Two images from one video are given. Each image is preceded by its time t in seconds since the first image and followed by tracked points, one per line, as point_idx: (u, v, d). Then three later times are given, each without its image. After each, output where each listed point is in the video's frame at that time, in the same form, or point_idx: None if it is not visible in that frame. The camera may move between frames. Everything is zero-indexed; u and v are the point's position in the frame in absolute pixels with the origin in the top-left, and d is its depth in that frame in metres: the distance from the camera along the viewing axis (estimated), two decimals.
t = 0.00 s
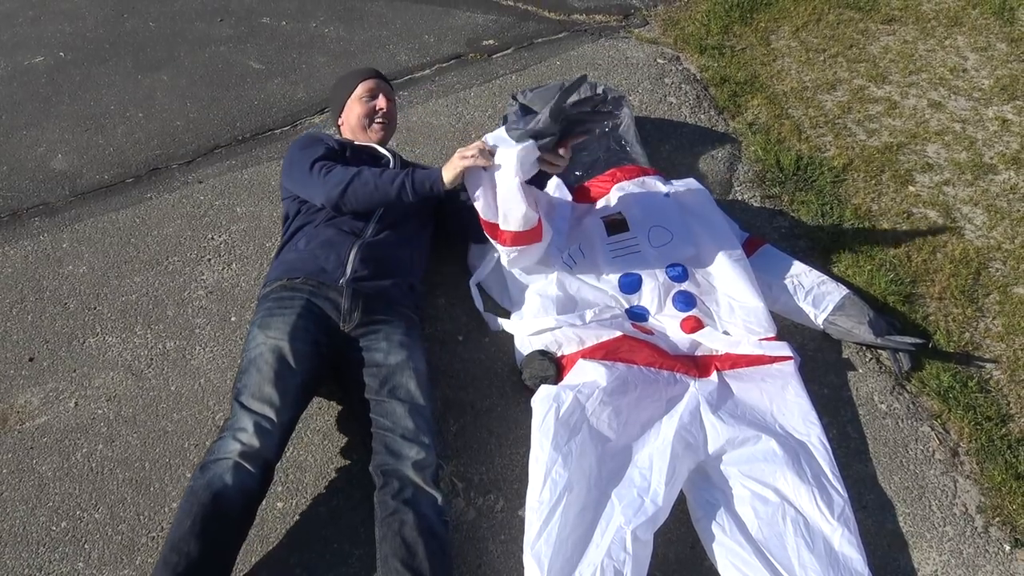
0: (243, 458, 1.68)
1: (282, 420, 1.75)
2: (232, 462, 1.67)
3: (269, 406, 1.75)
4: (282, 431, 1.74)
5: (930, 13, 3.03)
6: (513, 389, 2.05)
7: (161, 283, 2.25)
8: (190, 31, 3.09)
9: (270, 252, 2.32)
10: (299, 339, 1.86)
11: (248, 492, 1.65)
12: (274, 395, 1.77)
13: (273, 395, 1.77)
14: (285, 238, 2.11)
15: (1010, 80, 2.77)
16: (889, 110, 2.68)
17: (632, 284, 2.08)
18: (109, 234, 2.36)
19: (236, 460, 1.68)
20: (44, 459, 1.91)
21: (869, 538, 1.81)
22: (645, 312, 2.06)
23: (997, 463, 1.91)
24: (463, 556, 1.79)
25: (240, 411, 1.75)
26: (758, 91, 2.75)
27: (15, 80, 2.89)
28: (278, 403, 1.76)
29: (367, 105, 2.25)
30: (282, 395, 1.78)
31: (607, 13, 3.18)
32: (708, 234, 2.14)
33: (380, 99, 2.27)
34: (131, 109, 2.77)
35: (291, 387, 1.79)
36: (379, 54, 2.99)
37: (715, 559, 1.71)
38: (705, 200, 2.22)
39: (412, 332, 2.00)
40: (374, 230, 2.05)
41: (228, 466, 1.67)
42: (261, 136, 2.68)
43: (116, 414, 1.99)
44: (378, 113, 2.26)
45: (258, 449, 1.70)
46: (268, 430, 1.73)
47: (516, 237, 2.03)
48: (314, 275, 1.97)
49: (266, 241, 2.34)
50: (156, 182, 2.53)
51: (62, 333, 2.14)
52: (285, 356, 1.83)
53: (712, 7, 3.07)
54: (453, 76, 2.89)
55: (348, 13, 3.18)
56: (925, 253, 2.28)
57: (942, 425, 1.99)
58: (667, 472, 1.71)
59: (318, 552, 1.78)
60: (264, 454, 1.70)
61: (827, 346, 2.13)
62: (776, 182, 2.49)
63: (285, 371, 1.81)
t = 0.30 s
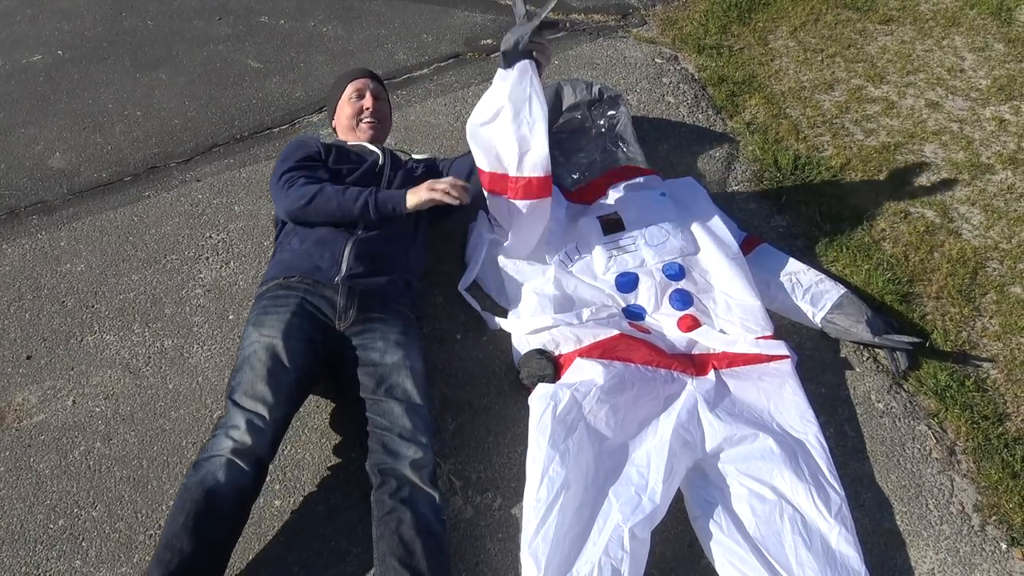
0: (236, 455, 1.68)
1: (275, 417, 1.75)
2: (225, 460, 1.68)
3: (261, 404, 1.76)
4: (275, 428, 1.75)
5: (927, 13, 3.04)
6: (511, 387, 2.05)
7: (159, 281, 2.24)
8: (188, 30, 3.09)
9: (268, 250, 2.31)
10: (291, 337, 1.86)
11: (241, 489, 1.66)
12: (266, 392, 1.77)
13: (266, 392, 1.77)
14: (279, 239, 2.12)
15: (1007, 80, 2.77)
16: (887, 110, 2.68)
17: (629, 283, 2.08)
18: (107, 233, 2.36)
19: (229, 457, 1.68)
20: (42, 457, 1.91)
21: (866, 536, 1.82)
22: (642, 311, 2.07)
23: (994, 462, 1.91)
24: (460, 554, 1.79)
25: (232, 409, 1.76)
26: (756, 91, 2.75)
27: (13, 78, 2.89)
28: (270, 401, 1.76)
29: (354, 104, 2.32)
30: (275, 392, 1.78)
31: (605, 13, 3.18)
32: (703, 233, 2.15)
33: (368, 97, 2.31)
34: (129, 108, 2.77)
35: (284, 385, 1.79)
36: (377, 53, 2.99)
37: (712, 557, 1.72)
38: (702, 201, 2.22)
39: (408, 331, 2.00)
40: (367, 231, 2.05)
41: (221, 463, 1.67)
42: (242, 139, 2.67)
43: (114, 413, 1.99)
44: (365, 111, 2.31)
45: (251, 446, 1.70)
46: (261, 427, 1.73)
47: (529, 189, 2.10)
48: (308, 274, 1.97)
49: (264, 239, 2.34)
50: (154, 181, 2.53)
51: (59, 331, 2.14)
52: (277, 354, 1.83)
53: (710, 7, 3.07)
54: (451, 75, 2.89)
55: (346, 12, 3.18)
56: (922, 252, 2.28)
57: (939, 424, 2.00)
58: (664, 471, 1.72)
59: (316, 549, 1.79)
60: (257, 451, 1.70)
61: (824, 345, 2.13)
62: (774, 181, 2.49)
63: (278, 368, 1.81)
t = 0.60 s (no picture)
0: (221, 454, 1.70)
1: (259, 416, 1.77)
2: (211, 460, 1.69)
3: (245, 403, 1.77)
4: (260, 427, 1.76)
5: (924, 12, 3.04)
6: (508, 387, 2.06)
7: (157, 281, 2.25)
8: (185, 31, 3.09)
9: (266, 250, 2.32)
10: (273, 336, 1.88)
11: (228, 487, 1.67)
12: (250, 392, 1.79)
13: (250, 392, 1.79)
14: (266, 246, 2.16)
15: (1003, 79, 2.78)
16: (883, 109, 2.69)
17: (626, 283, 2.09)
18: (105, 233, 2.36)
19: (214, 457, 1.70)
20: (41, 457, 1.91)
21: (863, 534, 1.83)
22: (639, 309, 2.07)
23: (991, 459, 1.92)
24: (459, 553, 1.80)
25: (217, 410, 1.78)
26: (752, 91, 2.76)
27: (11, 79, 2.89)
28: (254, 399, 1.78)
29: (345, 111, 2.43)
30: (259, 391, 1.79)
31: (602, 13, 3.19)
32: (699, 233, 2.16)
33: (359, 104, 2.43)
34: (127, 109, 2.77)
35: (268, 384, 1.81)
36: (374, 54, 2.99)
37: (710, 554, 1.73)
38: (697, 200, 2.23)
39: (393, 329, 1.99)
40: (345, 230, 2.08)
41: (206, 463, 1.69)
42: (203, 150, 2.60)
43: (113, 413, 1.99)
44: (354, 116, 2.41)
45: (236, 445, 1.71)
46: (245, 426, 1.74)
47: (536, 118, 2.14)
48: (288, 277, 2.01)
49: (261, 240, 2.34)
50: (152, 182, 2.53)
51: (58, 332, 2.14)
52: (260, 354, 1.85)
53: (707, 7, 3.08)
54: (448, 76, 2.89)
55: (343, 12, 3.18)
56: (918, 251, 2.29)
57: (936, 422, 2.00)
58: (660, 470, 1.72)
59: (315, 548, 1.79)
60: (242, 450, 1.71)
61: (821, 343, 2.14)
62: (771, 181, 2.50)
63: (260, 368, 1.82)
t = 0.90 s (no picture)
0: (215, 453, 1.70)
1: (253, 415, 1.77)
2: (204, 459, 1.69)
3: (239, 402, 1.78)
4: (254, 426, 1.76)
5: (921, 12, 3.05)
6: (507, 386, 2.06)
7: (156, 282, 2.25)
8: (184, 32, 3.09)
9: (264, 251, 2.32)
10: (267, 336, 1.89)
11: (222, 486, 1.67)
12: (244, 391, 1.79)
13: (244, 391, 1.79)
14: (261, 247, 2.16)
15: (999, 80, 2.79)
16: (881, 109, 2.69)
17: (623, 279, 2.09)
18: (103, 234, 2.37)
19: (208, 455, 1.70)
20: (39, 458, 1.91)
21: (860, 533, 1.83)
22: (635, 304, 2.06)
23: (988, 458, 1.92)
24: (457, 552, 1.81)
25: (212, 409, 1.78)
26: (750, 91, 2.77)
27: (10, 80, 2.90)
28: (248, 398, 1.78)
29: (338, 114, 2.45)
30: (253, 390, 1.80)
31: (600, 13, 3.19)
32: (697, 233, 2.16)
33: (352, 108, 2.46)
34: (125, 110, 2.78)
35: (262, 383, 1.81)
36: (373, 55, 3.00)
37: (707, 554, 1.74)
38: (695, 198, 2.23)
39: (389, 329, 1.99)
40: (344, 227, 2.09)
41: (200, 461, 1.69)
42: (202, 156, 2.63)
43: (111, 413, 1.99)
44: (348, 119, 2.44)
45: (230, 445, 1.72)
46: (239, 424, 1.75)
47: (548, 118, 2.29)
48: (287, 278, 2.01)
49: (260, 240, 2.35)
50: (151, 182, 2.54)
51: (57, 333, 2.15)
52: (254, 354, 1.85)
53: (704, 8, 3.08)
54: (446, 76, 2.90)
55: (341, 13, 3.18)
56: (915, 250, 2.30)
57: (933, 421, 2.01)
58: (657, 467, 1.73)
59: (314, 548, 1.80)
60: (236, 448, 1.72)
61: (818, 343, 2.15)
62: (768, 181, 2.51)
63: (255, 367, 1.83)
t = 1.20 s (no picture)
0: (220, 454, 1.70)
1: (258, 416, 1.77)
2: (209, 460, 1.70)
3: (244, 403, 1.78)
4: (259, 427, 1.76)
5: (920, 14, 3.05)
6: (507, 386, 2.06)
7: (155, 282, 2.25)
8: (184, 32, 3.09)
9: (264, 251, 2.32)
10: (272, 337, 1.89)
11: (227, 486, 1.67)
12: (249, 392, 1.80)
13: (248, 392, 1.79)
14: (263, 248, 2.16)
15: (999, 81, 2.79)
16: (880, 110, 2.70)
17: (623, 278, 2.09)
18: (103, 234, 2.37)
19: (213, 456, 1.70)
20: (39, 457, 1.91)
21: (859, 533, 1.84)
22: (635, 302, 2.06)
23: (986, 459, 1.93)
24: (457, 552, 1.81)
25: (216, 410, 1.79)
26: (749, 92, 2.77)
27: (10, 80, 2.90)
28: (253, 399, 1.79)
29: (341, 114, 2.46)
30: (258, 391, 1.80)
31: (599, 14, 3.19)
32: (696, 232, 2.16)
33: (355, 108, 2.47)
34: (125, 110, 2.78)
35: (266, 384, 1.82)
36: (373, 56, 3.00)
37: (706, 553, 1.74)
38: (695, 198, 2.23)
39: (391, 329, 1.99)
40: (348, 226, 2.10)
41: (205, 462, 1.69)
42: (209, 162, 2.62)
43: (111, 413, 1.99)
44: (351, 118, 2.45)
45: (234, 445, 1.72)
46: (244, 425, 1.75)
47: (555, 125, 2.32)
48: (291, 279, 2.01)
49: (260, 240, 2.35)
50: (151, 182, 2.54)
51: (56, 332, 2.15)
52: (259, 355, 1.86)
53: (704, 9, 3.08)
54: (446, 77, 2.90)
55: (341, 14, 3.18)
56: (914, 251, 2.30)
57: (932, 421, 2.01)
58: (657, 466, 1.73)
59: (313, 547, 1.80)
60: (241, 449, 1.72)
61: (818, 343, 2.15)
62: (767, 181, 2.51)
63: (259, 369, 1.84)
